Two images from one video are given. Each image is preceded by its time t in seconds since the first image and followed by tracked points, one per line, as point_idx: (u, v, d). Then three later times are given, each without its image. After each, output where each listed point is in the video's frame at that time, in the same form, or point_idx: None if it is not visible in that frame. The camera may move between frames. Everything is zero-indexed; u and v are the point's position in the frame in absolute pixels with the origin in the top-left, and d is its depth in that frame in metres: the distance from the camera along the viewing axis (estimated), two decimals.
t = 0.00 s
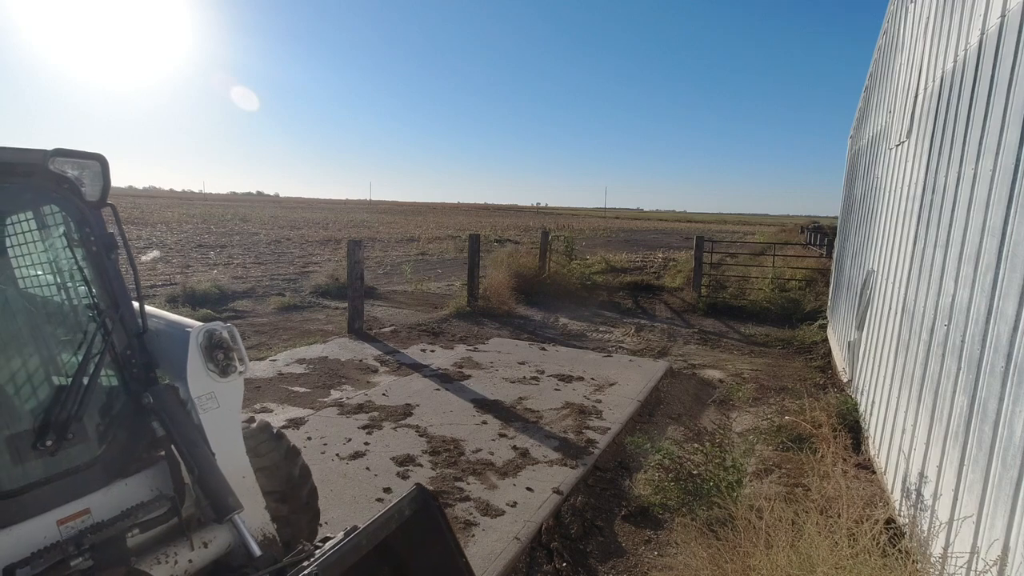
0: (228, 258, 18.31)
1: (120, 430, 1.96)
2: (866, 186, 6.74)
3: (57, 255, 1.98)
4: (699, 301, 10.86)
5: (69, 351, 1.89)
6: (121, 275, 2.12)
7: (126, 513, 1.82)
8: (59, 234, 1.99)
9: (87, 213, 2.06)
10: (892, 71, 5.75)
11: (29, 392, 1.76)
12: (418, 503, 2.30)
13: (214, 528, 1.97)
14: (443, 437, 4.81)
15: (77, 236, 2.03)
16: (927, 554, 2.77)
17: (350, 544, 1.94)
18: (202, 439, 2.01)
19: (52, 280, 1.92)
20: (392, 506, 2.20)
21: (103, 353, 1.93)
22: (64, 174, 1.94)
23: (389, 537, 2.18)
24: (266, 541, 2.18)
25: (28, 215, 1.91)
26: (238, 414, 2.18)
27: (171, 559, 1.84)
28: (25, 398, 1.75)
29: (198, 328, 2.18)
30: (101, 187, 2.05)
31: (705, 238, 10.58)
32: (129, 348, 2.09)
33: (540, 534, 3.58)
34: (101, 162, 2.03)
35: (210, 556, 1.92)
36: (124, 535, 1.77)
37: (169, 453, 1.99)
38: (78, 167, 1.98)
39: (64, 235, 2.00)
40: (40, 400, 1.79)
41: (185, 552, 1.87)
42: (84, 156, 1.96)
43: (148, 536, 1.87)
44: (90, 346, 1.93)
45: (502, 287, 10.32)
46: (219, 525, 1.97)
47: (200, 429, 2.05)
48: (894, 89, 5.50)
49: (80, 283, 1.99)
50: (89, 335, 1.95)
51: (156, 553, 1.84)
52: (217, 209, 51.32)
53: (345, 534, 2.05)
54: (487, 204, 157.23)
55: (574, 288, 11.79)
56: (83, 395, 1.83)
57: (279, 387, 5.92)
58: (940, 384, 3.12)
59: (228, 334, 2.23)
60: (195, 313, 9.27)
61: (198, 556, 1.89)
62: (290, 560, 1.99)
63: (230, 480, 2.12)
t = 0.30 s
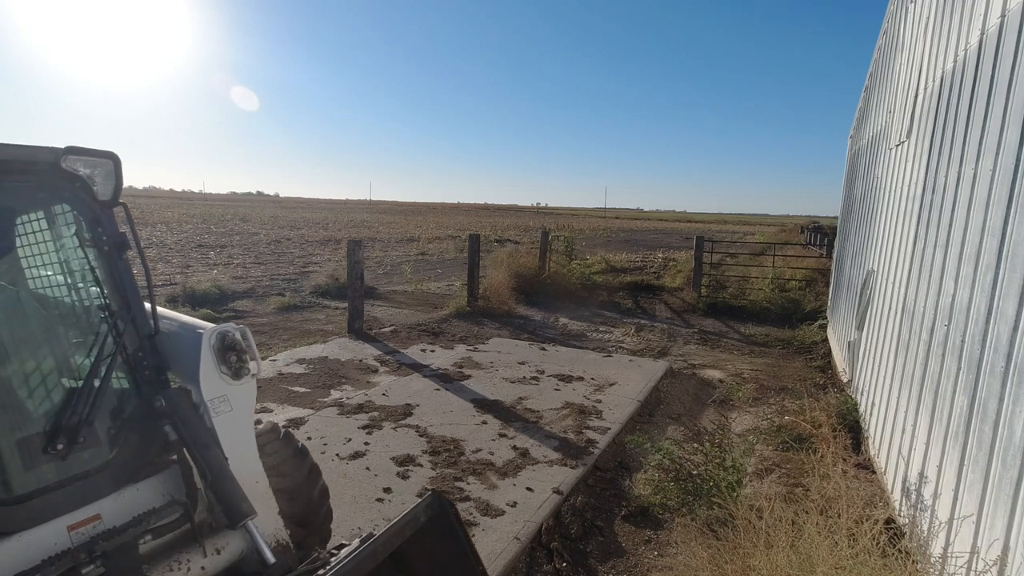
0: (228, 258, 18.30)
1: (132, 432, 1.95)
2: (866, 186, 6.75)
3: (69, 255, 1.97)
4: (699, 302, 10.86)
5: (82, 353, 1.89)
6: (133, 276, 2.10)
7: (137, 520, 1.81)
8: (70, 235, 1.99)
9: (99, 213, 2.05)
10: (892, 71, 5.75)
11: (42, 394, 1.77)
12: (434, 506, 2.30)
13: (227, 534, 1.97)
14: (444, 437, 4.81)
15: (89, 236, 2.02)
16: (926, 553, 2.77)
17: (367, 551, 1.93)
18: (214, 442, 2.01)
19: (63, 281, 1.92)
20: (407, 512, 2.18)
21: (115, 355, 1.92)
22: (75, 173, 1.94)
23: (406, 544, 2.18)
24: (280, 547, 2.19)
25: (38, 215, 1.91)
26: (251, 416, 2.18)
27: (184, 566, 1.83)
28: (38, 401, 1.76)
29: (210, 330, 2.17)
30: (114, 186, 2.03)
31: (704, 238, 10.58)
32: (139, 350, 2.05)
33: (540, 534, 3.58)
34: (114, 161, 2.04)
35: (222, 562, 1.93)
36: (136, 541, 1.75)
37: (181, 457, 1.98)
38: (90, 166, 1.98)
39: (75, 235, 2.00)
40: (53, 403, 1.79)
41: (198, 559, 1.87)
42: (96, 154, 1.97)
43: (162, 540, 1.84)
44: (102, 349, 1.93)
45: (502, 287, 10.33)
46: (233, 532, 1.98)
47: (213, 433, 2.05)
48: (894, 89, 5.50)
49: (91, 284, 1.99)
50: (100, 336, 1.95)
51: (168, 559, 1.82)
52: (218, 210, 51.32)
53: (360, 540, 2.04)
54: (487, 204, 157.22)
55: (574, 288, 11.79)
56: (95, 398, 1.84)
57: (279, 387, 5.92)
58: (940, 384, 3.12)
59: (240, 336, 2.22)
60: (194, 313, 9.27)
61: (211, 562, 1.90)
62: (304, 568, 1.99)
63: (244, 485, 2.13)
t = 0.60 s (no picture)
0: (229, 258, 18.31)
1: (151, 440, 1.95)
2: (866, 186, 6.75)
3: (87, 256, 1.96)
4: (699, 301, 10.86)
5: (101, 358, 1.89)
6: (150, 279, 2.12)
7: (160, 530, 1.77)
8: (87, 235, 1.97)
9: (118, 214, 2.07)
10: (892, 71, 5.76)
11: (63, 400, 1.77)
12: (457, 514, 2.32)
13: (247, 544, 1.92)
14: (444, 437, 4.81)
15: (107, 237, 2.03)
16: (926, 553, 2.77)
17: (389, 563, 1.99)
18: (234, 450, 1.99)
19: (79, 283, 1.90)
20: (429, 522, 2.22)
21: (133, 361, 1.93)
22: (97, 174, 1.95)
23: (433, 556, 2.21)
24: (301, 558, 2.18)
25: (56, 215, 1.89)
26: (270, 426, 2.18)
27: None
28: (58, 407, 1.76)
29: (231, 334, 2.17)
30: (134, 187, 2.05)
31: (704, 238, 10.57)
32: (158, 355, 2.06)
33: (540, 534, 3.58)
34: (135, 161, 2.04)
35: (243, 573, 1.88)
36: (158, 554, 1.72)
37: (202, 466, 1.96)
38: (111, 166, 1.99)
39: (93, 236, 1.99)
40: (73, 408, 1.79)
41: (218, 571, 1.82)
42: (118, 155, 1.98)
43: (182, 552, 1.79)
44: (121, 355, 1.93)
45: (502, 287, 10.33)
46: (253, 542, 1.93)
47: (233, 440, 2.05)
48: (894, 89, 5.50)
49: (109, 286, 1.97)
50: (120, 342, 1.96)
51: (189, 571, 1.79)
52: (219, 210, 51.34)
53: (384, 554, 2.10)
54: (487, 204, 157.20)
55: (574, 288, 11.79)
56: (114, 404, 1.84)
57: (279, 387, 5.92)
58: (940, 384, 3.12)
59: (261, 342, 2.21)
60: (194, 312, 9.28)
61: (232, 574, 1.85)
62: None
63: (264, 493, 2.13)
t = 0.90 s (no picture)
0: (229, 258, 18.32)
1: (170, 444, 1.92)
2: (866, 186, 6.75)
3: (104, 256, 1.95)
4: (699, 301, 10.87)
5: (121, 360, 1.87)
6: (168, 281, 2.10)
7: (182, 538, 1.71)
8: (102, 236, 1.97)
9: (136, 213, 2.04)
10: (892, 71, 5.76)
11: (82, 405, 1.75)
12: (482, 520, 2.34)
13: (269, 551, 1.86)
14: (444, 437, 4.81)
15: (125, 237, 2.01)
16: (926, 553, 2.77)
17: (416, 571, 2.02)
18: (255, 456, 2.00)
19: (93, 284, 1.90)
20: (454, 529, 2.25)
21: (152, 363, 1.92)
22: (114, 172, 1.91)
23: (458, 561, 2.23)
24: (323, 565, 2.20)
25: (70, 216, 1.89)
26: (290, 430, 2.15)
27: None
28: (78, 413, 1.74)
29: (250, 337, 2.16)
30: (151, 184, 2.01)
31: (704, 238, 10.58)
32: (177, 358, 2.04)
33: (540, 534, 3.57)
34: (151, 159, 1.99)
35: None
36: (180, 563, 1.65)
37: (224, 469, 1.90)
38: (128, 164, 1.95)
39: (109, 236, 1.98)
40: (92, 412, 1.76)
41: None
42: (134, 152, 1.93)
43: (204, 561, 1.72)
44: (141, 358, 1.91)
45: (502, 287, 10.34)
46: (275, 549, 1.87)
47: (255, 444, 2.03)
48: (894, 89, 5.50)
49: (125, 287, 1.96)
50: (138, 344, 1.93)
51: None
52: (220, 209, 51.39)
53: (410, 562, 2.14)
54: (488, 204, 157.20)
55: (574, 288, 11.80)
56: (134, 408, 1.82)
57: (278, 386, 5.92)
58: (940, 384, 3.12)
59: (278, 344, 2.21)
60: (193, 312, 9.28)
61: None
62: None
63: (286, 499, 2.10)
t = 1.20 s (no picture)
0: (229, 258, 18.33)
1: (195, 452, 1.92)
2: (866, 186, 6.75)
3: (126, 260, 1.95)
4: (699, 301, 10.87)
5: (145, 366, 1.88)
6: (190, 283, 2.08)
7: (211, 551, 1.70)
8: (125, 237, 1.95)
9: (158, 213, 2.03)
10: (892, 71, 5.76)
11: (107, 412, 1.76)
12: (510, 529, 2.46)
13: (295, 563, 1.88)
14: (444, 437, 4.81)
15: (149, 239, 2.00)
16: (926, 553, 2.77)
17: None
18: (282, 464, 1.92)
19: (112, 287, 1.88)
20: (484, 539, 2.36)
21: (175, 369, 1.93)
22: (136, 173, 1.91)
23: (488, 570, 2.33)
24: None
25: (89, 216, 1.87)
26: (316, 437, 2.13)
27: None
28: (103, 420, 1.75)
29: (275, 342, 2.14)
30: (174, 184, 1.99)
31: (704, 238, 10.57)
32: (198, 357, 2.03)
33: (540, 533, 3.57)
34: (174, 158, 1.97)
35: None
36: None
37: (251, 480, 1.91)
38: (151, 164, 1.93)
39: (131, 238, 1.97)
40: (117, 419, 1.77)
41: None
42: (155, 152, 1.91)
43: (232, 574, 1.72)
44: (164, 363, 1.92)
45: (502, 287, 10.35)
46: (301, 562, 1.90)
47: (280, 452, 2.01)
48: (895, 89, 5.50)
49: (150, 291, 1.95)
50: (162, 349, 1.93)
51: None
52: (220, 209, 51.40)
53: (444, 574, 2.26)
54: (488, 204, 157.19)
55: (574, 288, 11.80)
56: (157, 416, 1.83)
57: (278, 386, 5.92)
58: (940, 384, 3.12)
59: (305, 350, 2.20)
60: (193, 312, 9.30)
61: None
62: None
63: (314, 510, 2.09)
